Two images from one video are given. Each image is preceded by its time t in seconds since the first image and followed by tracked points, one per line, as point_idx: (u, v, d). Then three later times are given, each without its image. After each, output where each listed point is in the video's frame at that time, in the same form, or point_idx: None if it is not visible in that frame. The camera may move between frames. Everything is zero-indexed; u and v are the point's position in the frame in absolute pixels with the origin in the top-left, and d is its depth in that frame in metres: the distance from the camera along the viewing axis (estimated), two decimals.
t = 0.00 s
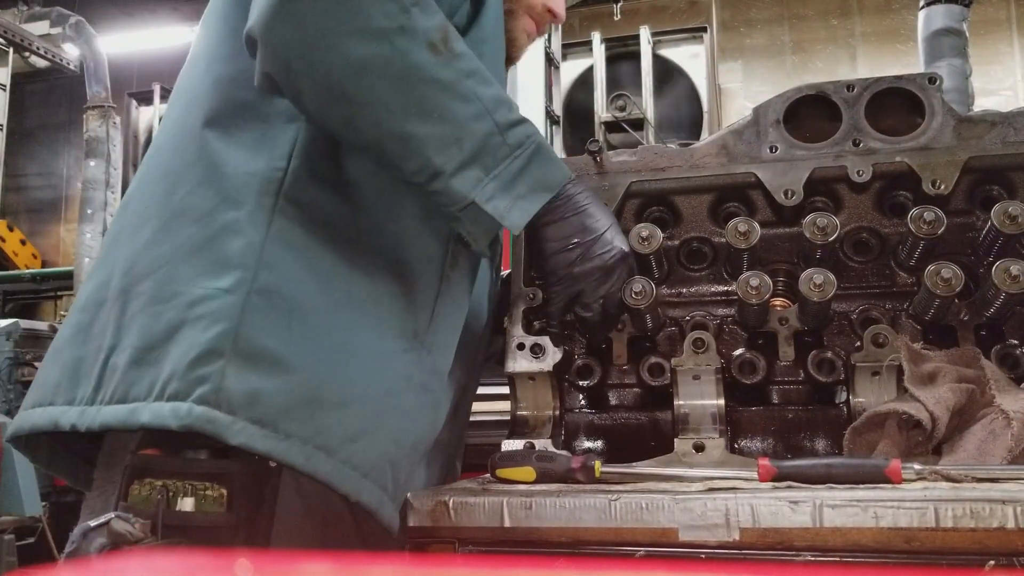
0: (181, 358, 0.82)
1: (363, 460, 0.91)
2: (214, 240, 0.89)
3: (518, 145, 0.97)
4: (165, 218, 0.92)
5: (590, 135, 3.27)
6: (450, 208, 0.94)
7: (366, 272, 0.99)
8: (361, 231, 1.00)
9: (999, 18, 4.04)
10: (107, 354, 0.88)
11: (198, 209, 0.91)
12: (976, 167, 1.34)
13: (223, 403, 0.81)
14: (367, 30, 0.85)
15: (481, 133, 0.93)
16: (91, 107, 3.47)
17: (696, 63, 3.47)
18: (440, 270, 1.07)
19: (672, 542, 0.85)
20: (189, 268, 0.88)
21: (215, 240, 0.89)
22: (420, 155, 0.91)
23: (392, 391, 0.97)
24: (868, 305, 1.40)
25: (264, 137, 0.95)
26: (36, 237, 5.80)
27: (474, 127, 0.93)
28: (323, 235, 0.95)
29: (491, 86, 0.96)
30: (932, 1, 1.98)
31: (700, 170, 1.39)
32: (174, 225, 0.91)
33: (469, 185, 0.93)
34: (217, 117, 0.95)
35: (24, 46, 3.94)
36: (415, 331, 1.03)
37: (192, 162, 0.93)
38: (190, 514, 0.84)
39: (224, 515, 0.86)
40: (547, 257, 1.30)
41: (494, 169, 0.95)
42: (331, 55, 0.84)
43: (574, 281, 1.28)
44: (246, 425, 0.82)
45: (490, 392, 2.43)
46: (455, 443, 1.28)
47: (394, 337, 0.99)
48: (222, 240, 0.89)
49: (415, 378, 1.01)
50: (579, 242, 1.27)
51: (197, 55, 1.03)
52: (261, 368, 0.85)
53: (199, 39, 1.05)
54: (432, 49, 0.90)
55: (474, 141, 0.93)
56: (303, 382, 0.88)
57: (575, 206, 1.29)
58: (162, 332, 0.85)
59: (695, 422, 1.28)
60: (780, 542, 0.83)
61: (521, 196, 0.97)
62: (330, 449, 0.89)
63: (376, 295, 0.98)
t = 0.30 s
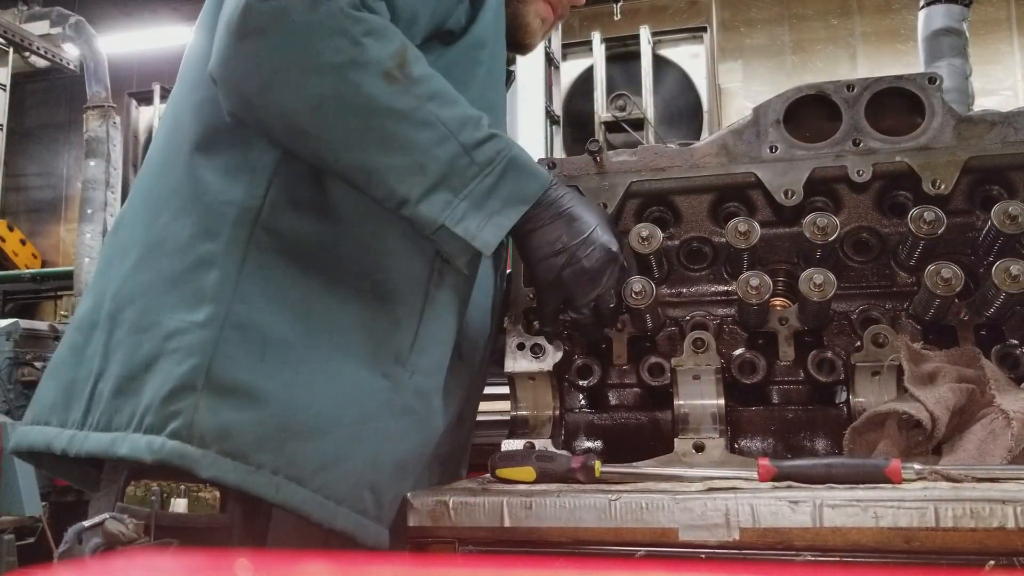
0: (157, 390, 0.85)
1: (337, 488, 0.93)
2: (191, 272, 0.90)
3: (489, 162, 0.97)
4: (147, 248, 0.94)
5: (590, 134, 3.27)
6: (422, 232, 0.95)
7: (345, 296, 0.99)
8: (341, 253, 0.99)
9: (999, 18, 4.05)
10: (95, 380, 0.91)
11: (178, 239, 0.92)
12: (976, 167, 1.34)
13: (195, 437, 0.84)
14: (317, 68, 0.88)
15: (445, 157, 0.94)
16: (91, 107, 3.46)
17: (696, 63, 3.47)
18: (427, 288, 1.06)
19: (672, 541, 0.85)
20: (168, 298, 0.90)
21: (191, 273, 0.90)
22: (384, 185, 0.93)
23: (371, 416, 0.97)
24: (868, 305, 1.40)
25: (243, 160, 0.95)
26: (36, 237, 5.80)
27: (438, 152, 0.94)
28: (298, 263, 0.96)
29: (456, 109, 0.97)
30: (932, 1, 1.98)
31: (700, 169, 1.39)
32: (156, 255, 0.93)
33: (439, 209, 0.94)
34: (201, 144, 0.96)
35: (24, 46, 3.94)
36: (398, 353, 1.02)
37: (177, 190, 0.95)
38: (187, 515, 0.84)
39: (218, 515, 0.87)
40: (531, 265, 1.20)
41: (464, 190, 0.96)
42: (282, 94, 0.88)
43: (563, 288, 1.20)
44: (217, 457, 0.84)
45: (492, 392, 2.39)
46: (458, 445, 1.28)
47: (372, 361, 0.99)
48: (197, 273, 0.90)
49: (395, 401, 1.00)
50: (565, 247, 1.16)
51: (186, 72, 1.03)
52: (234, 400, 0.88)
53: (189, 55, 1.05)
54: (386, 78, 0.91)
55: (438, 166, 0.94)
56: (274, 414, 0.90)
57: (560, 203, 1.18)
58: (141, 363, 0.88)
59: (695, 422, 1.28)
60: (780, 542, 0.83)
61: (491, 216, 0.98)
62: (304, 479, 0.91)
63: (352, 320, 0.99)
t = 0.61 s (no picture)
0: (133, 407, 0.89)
1: (305, 501, 0.95)
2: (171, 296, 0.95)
3: (465, 163, 0.97)
4: (134, 275, 0.99)
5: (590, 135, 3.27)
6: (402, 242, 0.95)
7: (320, 310, 1.02)
8: (316, 266, 1.02)
9: (999, 18, 4.05)
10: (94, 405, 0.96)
11: (158, 265, 0.97)
12: (975, 168, 1.34)
13: (163, 451, 0.87)
14: (275, 88, 0.91)
15: (417, 164, 0.94)
16: (91, 108, 3.47)
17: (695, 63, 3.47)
18: (405, 297, 1.07)
19: (672, 542, 0.85)
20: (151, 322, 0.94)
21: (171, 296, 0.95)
22: (358, 199, 0.93)
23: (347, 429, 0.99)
24: (868, 305, 1.40)
25: (217, 180, 0.98)
26: (36, 237, 5.80)
27: (409, 158, 0.94)
28: (273, 279, 0.99)
29: (425, 113, 0.97)
30: (932, 1, 1.97)
31: (700, 170, 1.39)
32: (141, 281, 0.98)
33: (422, 217, 0.95)
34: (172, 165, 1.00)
35: (24, 46, 3.95)
36: (374, 366, 1.03)
37: (155, 213, 1.00)
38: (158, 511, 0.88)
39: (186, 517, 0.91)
40: (528, 262, 1.19)
41: (443, 196, 0.96)
42: (244, 119, 0.91)
43: (564, 282, 1.19)
44: (184, 471, 0.87)
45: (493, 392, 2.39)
46: (453, 447, 1.28)
47: (347, 373, 1.01)
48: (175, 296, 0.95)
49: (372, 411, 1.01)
50: (562, 238, 1.16)
51: (165, 95, 1.07)
52: (206, 417, 0.91)
53: (168, 76, 1.09)
54: (347, 90, 0.92)
55: (412, 174, 0.94)
56: (242, 430, 0.92)
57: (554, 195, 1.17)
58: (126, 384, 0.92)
59: (695, 422, 1.28)
60: (780, 542, 0.83)
61: (472, 220, 0.98)
62: (270, 493, 0.93)
63: (328, 333, 1.01)
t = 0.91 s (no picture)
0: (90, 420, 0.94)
1: (265, 511, 1.00)
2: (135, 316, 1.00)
3: (442, 168, 0.99)
4: (95, 297, 1.03)
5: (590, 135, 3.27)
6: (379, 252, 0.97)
7: (285, 322, 1.06)
8: (279, 278, 1.07)
9: (998, 18, 4.05)
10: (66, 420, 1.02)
11: (114, 289, 1.01)
12: (975, 167, 1.34)
13: (117, 465, 0.92)
14: (234, 112, 0.91)
15: (393, 175, 0.95)
16: (92, 108, 3.49)
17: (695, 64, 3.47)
18: (369, 306, 1.13)
19: (672, 542, 0.85)
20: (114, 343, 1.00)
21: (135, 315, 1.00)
22: (334, 217, 0.95)
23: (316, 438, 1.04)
24: (868, 304, 1.40)
25: (173, 203, 1.03)
26: (36, 237, 5.81)
27: (383, 168, 0.95)
28: (240, 292, 1.03)
29: (395, 121, 0.98)
30: (932, 1, 1.98)
31: (700, 169, 1.39)
32: (103, 302, 1.02)
33: (404, 229, 0.96)
34: (104, 191, 1.05)
35: (24, 46, 3.94)
36: (339, 375, 1.08)
37: (104, 236, 1.03)
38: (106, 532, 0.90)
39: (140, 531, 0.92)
40: (521, 261, 1.20)
41: (422, 205, 0.98)
42: (204, 145, 0.92)
43: (560, 277, 1.20)
44: (137, 483, 0.92)
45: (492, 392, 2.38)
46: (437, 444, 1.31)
47: (312, 383, 1.06)
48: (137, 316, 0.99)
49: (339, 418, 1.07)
50: (551, 235, 1.17)
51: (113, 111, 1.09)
52: (169, 434, 0.96)
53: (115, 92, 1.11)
54: (310, 106, 0.93)
55: (387, 188, 0.95)
56: (208, 446, 0.97)
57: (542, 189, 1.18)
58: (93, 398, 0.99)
59: (695, 421, 1.28)
60: (780, 542, 0.83)
61: (456, 224, 1.00)
62: (226, 504, 0.97)
63: (293, 344, 1.05)
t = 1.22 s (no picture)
0: None
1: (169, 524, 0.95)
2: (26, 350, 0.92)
3: (383, 185, 0.90)
4: None
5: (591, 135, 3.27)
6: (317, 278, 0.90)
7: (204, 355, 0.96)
8: (180, 297, 0.96)
9: (999, 17, 4.07)
10: None
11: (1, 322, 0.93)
12: (975, 167, 1.34)
13: None
14: (135, 142, 0.82)
15: (329, 202, 0.87)
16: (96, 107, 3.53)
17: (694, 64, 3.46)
18: (294, 321, 1.02)
19: (672, 542, 0.85)
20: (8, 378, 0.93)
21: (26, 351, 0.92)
22: (263, 253, 0.87)
23: (245, 474, 0.98)
24: (868, 305, 1.40)
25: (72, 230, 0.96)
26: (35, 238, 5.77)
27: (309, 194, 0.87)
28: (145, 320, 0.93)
29: (325, 140, 0.88)
30: (932, 1, 1.97)
31: (700, 169, 1.39)
32: None
33: (351, 258, 0.89)
34: None
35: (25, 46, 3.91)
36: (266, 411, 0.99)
37: None
38: None
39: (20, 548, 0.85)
40: (484, 259, 1.09)
41: (368, 227, 0.89)
42: (103, 181, 0.82)
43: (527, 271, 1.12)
44: (18, 496, 0.85)
45: (491, 392, 2.38)
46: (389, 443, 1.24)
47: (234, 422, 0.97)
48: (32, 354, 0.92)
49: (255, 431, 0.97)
50: (514, 231, 1.05)
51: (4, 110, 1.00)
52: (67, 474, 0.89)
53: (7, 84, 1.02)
54: (225, 135, 0.84)
55: (325, 218, 0.87)
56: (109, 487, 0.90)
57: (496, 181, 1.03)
58: None
59: (695, 421, 1.28)
60: (780, 542, 0.83)
61: (405, 242, 0.91)
62: (114, 521, 0.91)
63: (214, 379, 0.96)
